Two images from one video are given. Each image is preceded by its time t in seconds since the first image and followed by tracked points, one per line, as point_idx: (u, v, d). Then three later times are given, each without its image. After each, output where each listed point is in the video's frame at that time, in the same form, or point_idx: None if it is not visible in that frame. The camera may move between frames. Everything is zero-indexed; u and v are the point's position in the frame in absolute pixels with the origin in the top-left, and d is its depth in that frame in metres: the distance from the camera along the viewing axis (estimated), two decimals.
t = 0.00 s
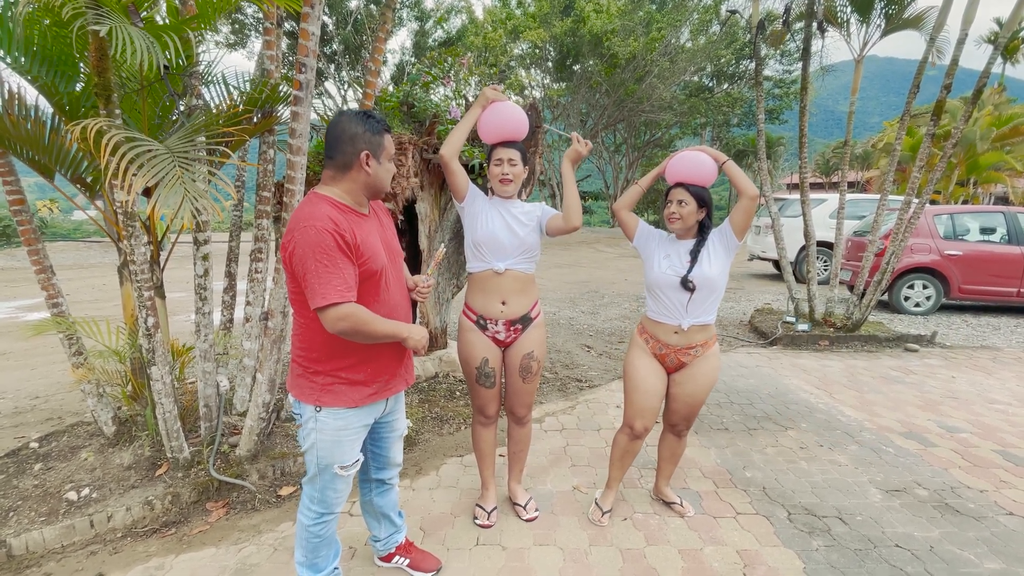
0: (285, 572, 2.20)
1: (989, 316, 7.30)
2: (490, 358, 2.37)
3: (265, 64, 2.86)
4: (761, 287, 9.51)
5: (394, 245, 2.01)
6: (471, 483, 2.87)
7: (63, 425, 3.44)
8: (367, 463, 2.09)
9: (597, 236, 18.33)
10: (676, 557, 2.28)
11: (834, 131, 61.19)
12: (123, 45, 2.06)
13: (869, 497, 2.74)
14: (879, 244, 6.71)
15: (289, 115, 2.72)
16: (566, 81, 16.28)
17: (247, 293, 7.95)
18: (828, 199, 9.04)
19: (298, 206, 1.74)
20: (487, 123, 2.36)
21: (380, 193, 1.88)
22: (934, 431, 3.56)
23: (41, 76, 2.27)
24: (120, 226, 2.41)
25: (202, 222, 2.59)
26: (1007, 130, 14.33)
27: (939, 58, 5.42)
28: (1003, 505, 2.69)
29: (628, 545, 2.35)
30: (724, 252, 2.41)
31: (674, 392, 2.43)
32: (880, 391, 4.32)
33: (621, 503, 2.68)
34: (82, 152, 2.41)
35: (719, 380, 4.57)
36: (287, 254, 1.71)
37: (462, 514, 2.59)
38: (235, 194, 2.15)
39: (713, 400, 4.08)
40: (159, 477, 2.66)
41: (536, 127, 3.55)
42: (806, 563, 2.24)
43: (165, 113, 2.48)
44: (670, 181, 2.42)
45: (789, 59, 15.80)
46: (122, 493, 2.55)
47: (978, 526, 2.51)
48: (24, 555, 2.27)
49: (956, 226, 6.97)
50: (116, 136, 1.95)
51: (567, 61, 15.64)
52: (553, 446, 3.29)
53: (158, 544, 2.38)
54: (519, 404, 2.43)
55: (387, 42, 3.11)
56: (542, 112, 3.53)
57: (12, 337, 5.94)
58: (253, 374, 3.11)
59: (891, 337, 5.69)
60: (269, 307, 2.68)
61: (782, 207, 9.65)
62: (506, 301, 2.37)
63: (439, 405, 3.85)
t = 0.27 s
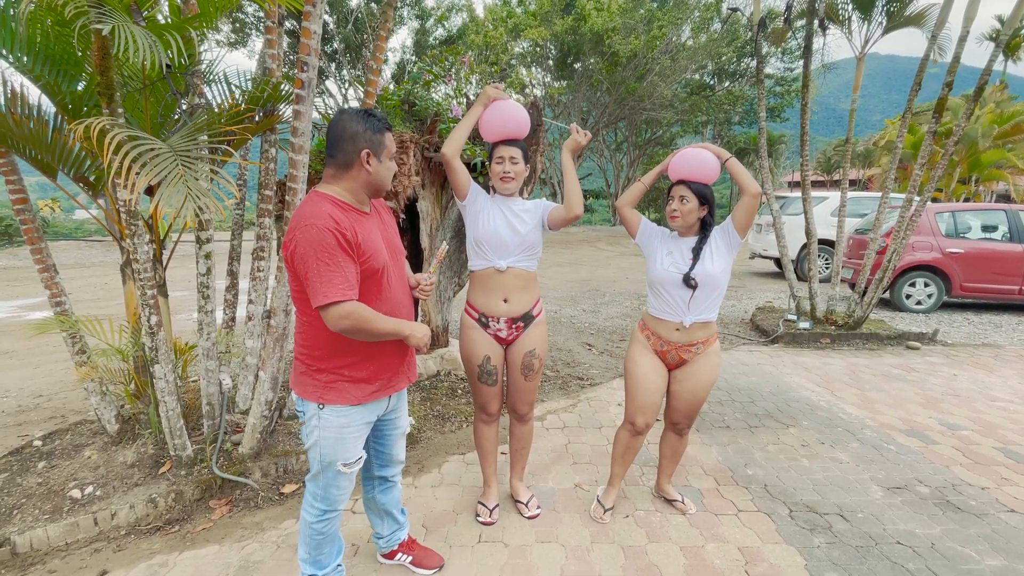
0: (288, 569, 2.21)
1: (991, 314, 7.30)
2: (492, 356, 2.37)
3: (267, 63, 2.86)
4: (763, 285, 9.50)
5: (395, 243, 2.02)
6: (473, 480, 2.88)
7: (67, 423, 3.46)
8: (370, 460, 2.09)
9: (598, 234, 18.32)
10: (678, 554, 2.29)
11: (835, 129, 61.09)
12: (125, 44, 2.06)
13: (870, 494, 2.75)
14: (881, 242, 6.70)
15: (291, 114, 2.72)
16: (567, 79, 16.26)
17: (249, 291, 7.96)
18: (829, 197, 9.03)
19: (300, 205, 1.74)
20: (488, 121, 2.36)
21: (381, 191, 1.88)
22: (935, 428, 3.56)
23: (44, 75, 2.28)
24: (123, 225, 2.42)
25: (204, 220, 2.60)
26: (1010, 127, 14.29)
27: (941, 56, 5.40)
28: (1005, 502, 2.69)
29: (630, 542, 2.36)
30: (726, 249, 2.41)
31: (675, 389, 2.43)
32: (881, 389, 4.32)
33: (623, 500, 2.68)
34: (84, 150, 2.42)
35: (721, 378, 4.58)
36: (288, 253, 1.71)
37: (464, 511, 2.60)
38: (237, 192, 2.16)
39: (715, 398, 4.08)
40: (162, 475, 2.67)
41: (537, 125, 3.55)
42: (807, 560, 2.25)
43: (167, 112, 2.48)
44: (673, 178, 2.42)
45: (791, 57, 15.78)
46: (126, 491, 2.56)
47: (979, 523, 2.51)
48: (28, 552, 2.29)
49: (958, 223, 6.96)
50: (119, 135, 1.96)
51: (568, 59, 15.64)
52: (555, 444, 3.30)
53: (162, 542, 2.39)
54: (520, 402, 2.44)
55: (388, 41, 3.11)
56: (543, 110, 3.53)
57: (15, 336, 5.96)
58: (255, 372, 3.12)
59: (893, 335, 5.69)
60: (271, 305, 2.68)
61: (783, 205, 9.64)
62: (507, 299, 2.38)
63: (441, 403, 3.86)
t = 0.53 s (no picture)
0: (290, 569, 2.21)
1: (991, 313, 7.29)
2: (493, 356, 2.37)
3: (267, 63, 2.86)
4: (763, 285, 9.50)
5: (396, 242, 2.02)
6: (474, 480, 2.88)
7: (68, 423, 3.46)
8: (371, 460, 2.10)
9: (598, 234, 18.31)
10: (679, 553, 2.29)
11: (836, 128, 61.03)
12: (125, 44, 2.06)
13: (871, 493, 2.75)
14: (881, 241, 6.70)
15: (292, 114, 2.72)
16: (567, 78, 16.25)
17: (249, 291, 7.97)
18: (830, 196, 9.03)
19: (300, 205, 1.75)
20: (489, 120, 2.36)
21: (381, 191, 1.89)
22: (936, 428, 3.56)
23: (44, 76, 2.28)
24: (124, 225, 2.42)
25: (205, 220, 2.61)
26: (1011, 126, 14.26)
27: (942, 55, 5.40)
28: (1005, 501, 2.69)
29: (631, 542, 2.36)
30: (727, 249, 2.41)
31: (675, 388, 2.43)
32: (882, 389, 4.32)
33: (623, 500, 2.68)
34: (85, 150, 2.41)
35: (721, 377, 4.58)
36: (289, 253, 1.72)
37: (465, 510, 2.60)
38: (238, 192, 2.16)
39: (715, 397, 4.09)
40: (164, 474, 2.67)
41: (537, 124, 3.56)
42: (808, 559, 2.25)
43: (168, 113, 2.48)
44: (674, 178, 2.42)
45: (791, 55, 15.77)
46: (127, 490, 2.56)
47: (980, 523, 2.51)
48: (30, 552, 2.29)
49: (958, 222, 6.96)
50: (120, 135, 1.96)
51: (568, 58, 15.63)
52: (556, 443, 3.30)
53: (163, 541, 2.39)
54: (521, 401, 2.44)
55: (388, 40, 3.11)
56: (543, 110, 3.53)
57: (16, 336, 5.96)
58: (256, 372, 3.12)
59: (893, 334, 5.69)
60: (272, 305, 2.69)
61: (784, 204, 9.63)
62: (508, 298, 2.38)
63: (441, 403, 3.86)
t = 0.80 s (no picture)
0: (290, 569, 2.22)
1: (992, 313, 7.29)
2: (493, 356, 2.37)
3: (267, 62, 2.86)
4: (763, 284, 9.50)
5: (395, 242, 2.02)
6: (474, 480, 2.88)
7: (68, 423, 3.46)
8: (371, 459, 2.09)
9: (599, 233, 18.30)
10: (679, 553, 2.29)
11: (836, 128, 61.02)
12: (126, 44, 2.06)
13: (872, 493, 2.75)
14: (881, 241, 6.70)
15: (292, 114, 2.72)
16: (567, 78, 16.25)
17: (249, 291, 7.96)
18: (830, 196, 9.03)
19: (299, 205, 1.74)
20: (490, 120, 2.36)
21: (380, 191, 1.88)
22: (936, 428, 3.56)
23: (44, 75, 2.27)
24: (124, 224, 2.42)
25: (205, 220, 2.61)
26: (1011, 126, 14.25)
27: (942, 55, 5.40)
28: (1006, 501, 2.69)
29: (631, 542, 2.36)
30: (727, 249, 2.41)
31: (674, 388, 2.43)
32: (882, 389, 4.32)
33: (624, 500, 2.68)
34: (85, 150, 2.41)
35: (721, 377, 4.58)
36: (288, 253, 1.71)
37: (465, 510, 2.60)
38: (238, 192, 2.16)
39: (715, 397, 4.08)
40: (164, 474, 2.67)
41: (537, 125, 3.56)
42: (809, 559, 2.25)
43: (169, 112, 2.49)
44: (675, 177, 2.41)
45: (791, 55, 15.76)
46: (127, 490, 2.56)
47: (980, 523, 2.51)
48: (30, 551, 2.29)
49: (959, 222, 6.96)
50: (120, 135, 1.96)
51: (568, 58, 15.63)
52: (556, 443, 3.30)
53: (164, 541, 2.39)
54: (521, 401, 2.44)
55: (388, 40, 3.11)
56: (544, 110, 3.53)
57: (16, 336, 5.96)
58: (256, 371, 3.12)
59: (893, 334, 5.69)
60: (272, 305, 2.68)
61: (784, 203, 9.63)
62: (508, 298, 2.38)
63: (441, 403, 3.86)
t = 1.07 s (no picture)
0: (288, 569, 2.21)
1: (991, 314, 7.29)
2: (492, 356, 2.37)
3: (267, 63, 2.86)
4: (763, 285, 9.50)
5: (394, 242, 2.02)
6: (473, 480, 2.88)
7: (67, 423, 3.46)
8: (370, 460, 2.09)
9: (598, 234, 18.30)
10: (678, 554, 2.29)
11: (836, 129, 61.05)
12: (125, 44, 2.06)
13: (871, 494, 2.75)
14: (881, 242, 6.70)
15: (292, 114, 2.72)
16: (567, 78, 16.26)
17: (248, 291, 7.96)
18: (830, 197, 9.03)
19: (298, 204, 1.75)
20: (489, 120, 2.36)
21: (378, 192, 1.88)
22: (936, 429, 3.56)
23: (44, 76, 2.28)
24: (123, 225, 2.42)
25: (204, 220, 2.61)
26: (1010, 127, 14.25)
27: (942, 55, 5.40)
28: (1005, 502, 2.69)
29: (630, 543, 2.36)
30: (726, 249, 2.41)
31: (673, 389, 2.43)
32: (881, 389, 4.32)
33: (623, 501, 2.68)
34: (84, 150, 2.41)
35: (721, 377, 4.58)
36: (287, 252, 1.71)
37: (464, 511, 2.60)
38: (238, 192, 2.16)
39: (714, 398, 4.08)
40: (163, 474, 2.67)
41: (537, 125, 3.56)
42: (807, 560, 2.25)
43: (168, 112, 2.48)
44: (674, 178, 2.41)
45: (791, 56, 15.77)
46: (126, 491, 2.56)
47: (979, 524, 2.51)
48: (29, 552, 2.29)
49: (958, 223, 6.96)
50: (120, 135, 1.96)
51: (568, 58, 15.65)
52: (555, 444, 3.30)
53: (163, 542, 2.39)
54: (520, 403, 2.44)
55: (388, 40, 3.12)
56: (544, 110, 3.53)
57: (15, 336, 5.95)
58: (255, 372, 3.12)
59: (893, 335, 5.69)
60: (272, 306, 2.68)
61: (784, 204, 9.63)
62: (508, 298, 2.38)
63: (441, 403, 3.86)
